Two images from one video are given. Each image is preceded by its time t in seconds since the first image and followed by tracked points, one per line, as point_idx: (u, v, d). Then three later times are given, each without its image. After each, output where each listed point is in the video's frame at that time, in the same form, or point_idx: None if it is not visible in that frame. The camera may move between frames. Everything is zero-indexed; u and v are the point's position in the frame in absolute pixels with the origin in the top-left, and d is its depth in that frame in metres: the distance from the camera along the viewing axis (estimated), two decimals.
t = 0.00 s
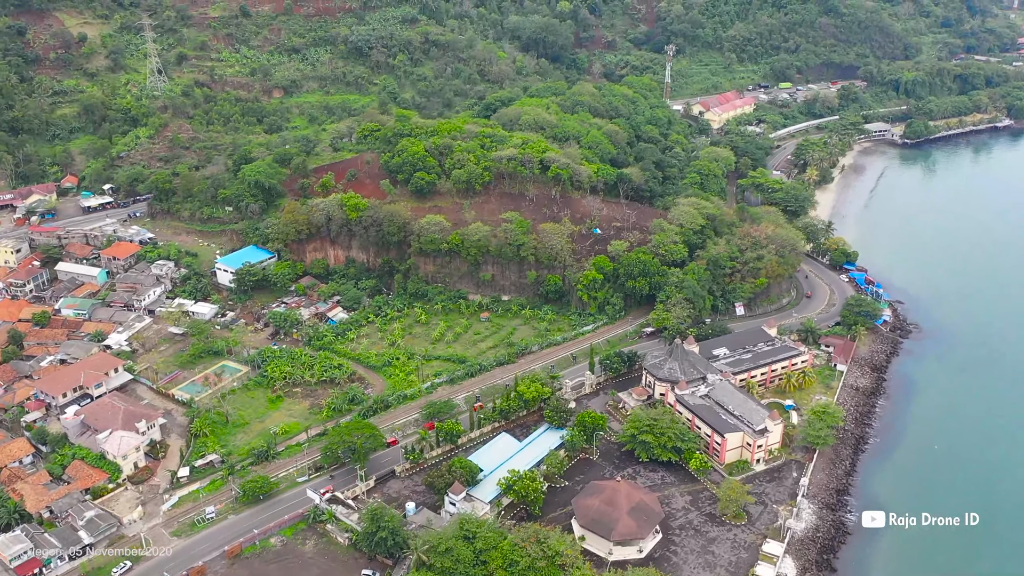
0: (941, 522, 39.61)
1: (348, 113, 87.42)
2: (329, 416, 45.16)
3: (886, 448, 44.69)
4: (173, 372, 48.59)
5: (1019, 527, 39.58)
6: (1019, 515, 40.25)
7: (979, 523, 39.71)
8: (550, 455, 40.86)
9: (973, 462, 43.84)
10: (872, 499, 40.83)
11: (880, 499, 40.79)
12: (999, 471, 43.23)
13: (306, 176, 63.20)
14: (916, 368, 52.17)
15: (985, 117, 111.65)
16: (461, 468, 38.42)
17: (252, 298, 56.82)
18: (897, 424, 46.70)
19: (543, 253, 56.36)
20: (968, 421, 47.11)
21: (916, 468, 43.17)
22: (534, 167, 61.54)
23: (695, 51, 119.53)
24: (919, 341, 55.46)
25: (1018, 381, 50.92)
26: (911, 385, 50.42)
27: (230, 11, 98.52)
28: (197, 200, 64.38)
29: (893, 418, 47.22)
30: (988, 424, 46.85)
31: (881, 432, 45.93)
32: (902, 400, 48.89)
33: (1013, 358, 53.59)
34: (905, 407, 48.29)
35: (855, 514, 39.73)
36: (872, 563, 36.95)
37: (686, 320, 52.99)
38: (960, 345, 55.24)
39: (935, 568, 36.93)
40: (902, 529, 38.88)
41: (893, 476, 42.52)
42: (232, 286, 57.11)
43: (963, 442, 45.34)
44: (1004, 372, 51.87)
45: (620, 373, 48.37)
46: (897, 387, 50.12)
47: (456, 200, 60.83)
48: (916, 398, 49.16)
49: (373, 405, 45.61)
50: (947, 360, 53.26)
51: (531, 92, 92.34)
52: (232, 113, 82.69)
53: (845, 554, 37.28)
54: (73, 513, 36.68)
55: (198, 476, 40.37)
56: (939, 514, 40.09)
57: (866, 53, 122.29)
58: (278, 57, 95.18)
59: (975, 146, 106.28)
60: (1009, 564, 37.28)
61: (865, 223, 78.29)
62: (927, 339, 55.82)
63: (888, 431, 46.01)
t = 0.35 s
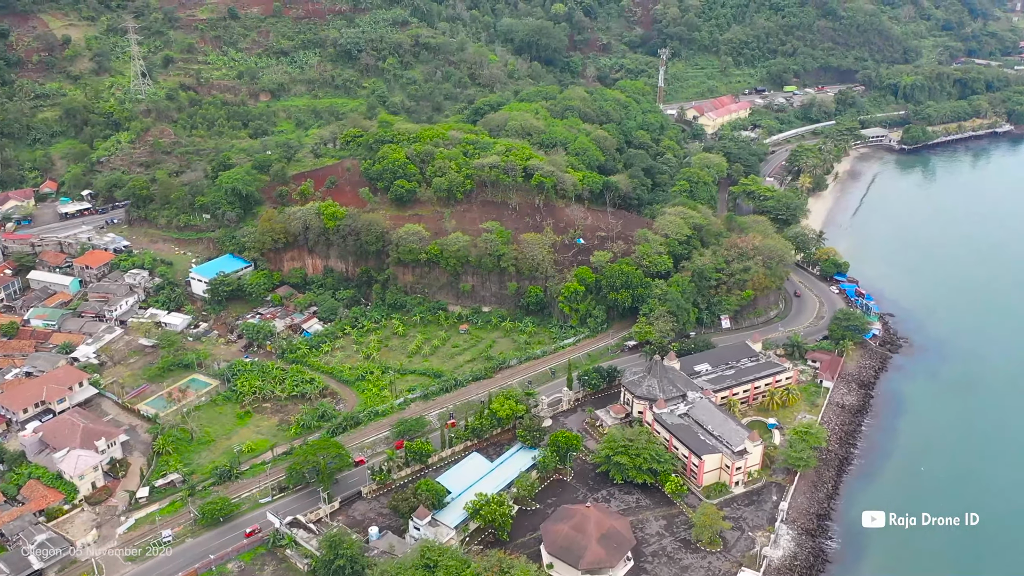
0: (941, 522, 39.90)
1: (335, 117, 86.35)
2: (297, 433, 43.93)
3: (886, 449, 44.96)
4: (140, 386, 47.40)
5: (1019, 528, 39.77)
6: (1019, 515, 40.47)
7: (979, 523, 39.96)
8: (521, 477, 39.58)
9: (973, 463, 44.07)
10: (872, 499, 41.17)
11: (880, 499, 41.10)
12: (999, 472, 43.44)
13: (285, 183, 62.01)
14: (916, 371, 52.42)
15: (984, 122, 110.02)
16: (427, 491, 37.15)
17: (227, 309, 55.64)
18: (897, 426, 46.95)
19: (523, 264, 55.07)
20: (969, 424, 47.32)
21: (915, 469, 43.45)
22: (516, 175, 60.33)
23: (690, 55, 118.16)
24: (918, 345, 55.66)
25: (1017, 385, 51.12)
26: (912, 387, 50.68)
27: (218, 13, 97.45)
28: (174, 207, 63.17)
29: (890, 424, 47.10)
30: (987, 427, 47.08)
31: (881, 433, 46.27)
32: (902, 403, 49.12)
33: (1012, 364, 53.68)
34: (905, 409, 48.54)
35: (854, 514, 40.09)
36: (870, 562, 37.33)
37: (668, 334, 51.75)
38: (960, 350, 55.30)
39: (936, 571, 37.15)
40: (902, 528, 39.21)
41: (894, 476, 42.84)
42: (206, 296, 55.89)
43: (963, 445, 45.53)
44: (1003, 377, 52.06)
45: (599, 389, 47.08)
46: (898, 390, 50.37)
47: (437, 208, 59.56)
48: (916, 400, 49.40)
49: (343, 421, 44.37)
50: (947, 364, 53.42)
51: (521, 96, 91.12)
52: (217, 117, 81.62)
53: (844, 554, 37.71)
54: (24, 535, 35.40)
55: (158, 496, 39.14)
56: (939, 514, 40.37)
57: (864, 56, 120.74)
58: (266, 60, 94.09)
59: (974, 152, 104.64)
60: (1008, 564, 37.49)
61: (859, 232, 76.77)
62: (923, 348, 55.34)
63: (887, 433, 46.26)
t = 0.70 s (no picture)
0: (941, 522, 40.06)
1: (323, 122, 85.26)
2: (264, 451, 42.72)
3: (886, 450, 45.15)
4: (107, 401, 46.24)
5: (1018, 529, 39.96)
6: (1017, 515, 40.76)
7: (979, 523, 40.16)
8: (491, 499, 38.29)
9: (973, 465, 44.25)
10: (871, 499, 41.39)
11: (879, 499, 41.34)
12: (998, 473, 43.61)
13: (264, 191, 60.83)
14: (916, 375, 52.55)
15: (984, 127, 108.31)
16: (391, 515, 35.92)
17: (201, 319, 54.46)
18: (897, 429, 46.99)
19: (504, 275, 53.79)
20: (969, 426, 47.45)
21: (915, 469, 43.63)
22: (499, 183, 59.07)
23: (686, 58, 116.74)
24: (918, 350, 55.62)
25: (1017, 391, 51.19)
26: (912, 391, 50.77)
27: (206, 15, 96.45)
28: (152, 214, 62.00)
29: (882, 436, 46.32)
30: (988, 430, 47.18)
31: (881, 435, 46.45)
32: (902, 406, 49.18)
33: (1011, 369, 53.70)
34: (905, 411, 48.66)
35: (855, 514, 40.31)
36: (870, 561, 37.61)
37: (651, 347, 50.45)
38: (959, 355, 55.24)
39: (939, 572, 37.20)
40: (902, 529, 39.42)
41: (894, 476, 43.04)
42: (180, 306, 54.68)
43: (963, 447, 45.70)
44: (1003, 382, 52.12)
45: (576, 406, 45.78)
46: (898, 392, 50.51)
47: (418, 217, 58.32)
48: (916, 403, 49.51)
49: (311, 439, 43.15)
50: (947, 369, 53.43)
51: (512, 100, 89.85)
52: (202, 121, 80.53)
53: (845, 553, 37.98)
54: None
55: (116, 517, 37.93)
56: (939, 514, 40.55)
57: (863, 60, 119.18)
58: (254, 63, 92.98)
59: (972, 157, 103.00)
60: (1009, 565, 37.64)
61: (852, 241, 75.30)
62: (920, 357, 54.73)
63: (886, 436, 46.36)
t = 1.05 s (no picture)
0: (941, 523, 40.30)
1: (309, 126, 84.20)
2: (230, 470, 41.55)
3: (887, 450, 45.38)
4: (73, 416, 45.13)
5: (1018, 528, 40.13)
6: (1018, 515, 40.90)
7: (979, 523, 40.34)
8: (459, 523, 37.06)
9: (975, 465, 44.37)
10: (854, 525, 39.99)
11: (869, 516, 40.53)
12: (1000, 474, 43.73)
13: (241, 198, 59.68)
14: (918, 378, 52.58)
15: (983, 132, 106.53)
16: (354, 540, 34.78)
17: (174, 331, 53.33)
18: (897, 431, 47.06)
19: (482, 287, 52.58)
20: (971, 428, 47.49)
21: (916, 470, 43.84)
22: (481, 192, 57.84)
23: (682, 61, 115.37)
24: (920, 354, 55.54)
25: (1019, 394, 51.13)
26: (914, 393, 50.81)
27: (194, 18, 95.45)
28: (128, 222, 60.89)
29: (867, 456, 44.92)
30: (989, 432, 47.21)
31: (883, 435, 46.66)
32: (902, 407, 49.27)
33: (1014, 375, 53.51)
34: (906, 414, 48.72)
35: (855, 514, 40.63)
36: (870, 560, 37.98)
37: (633, 362, 49.13)
38: (961, 359, 55.11)
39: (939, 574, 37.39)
40: (902, 528, 39.75)
41: (894, 476, 43.31)
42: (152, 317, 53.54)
43: (965, 448, 45.77)
44: (1006, 386, 52.00)
45: (552, 424, 44.51)
46: (900, 394, 50.60)
47: (397, 226, 57.08)
48: (917, 405, 49.57)
49: (278, 457, 41.95)
50: (949, 372, 53.40)
51: (501, 104, 88.63)
52: (186, 125, 79.49)
53: (844, 552, 38.36)
54: None
55: (72, 540, 36.79)
56: (939, 514, 40.81)
57: (861, 63, 117.63)
58: (242, 66, 91.90)
59: (971, 163, 101.25)
60: (1009, 564, 37.83)
61: (846, 249, 73.78)
62: (918, 364, 54.13)
63: (882, 443, 45.95)
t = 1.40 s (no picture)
0: (941, 523, 40.82)
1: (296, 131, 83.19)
2: (193, 489, 40.34)
3: (888, 451, 45.64)
4: (36, 432, 43.98)
5: (1018, 528, 40.58)
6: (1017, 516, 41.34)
7: (980, 523, 40.83)
8: (425, 548, 35.82)
9: (975, 465, 44.76)
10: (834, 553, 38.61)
11: (850, 544, 39.14)
12: (999, 475, 44.12)
13: (218, 207, 58.52)
14: (917, 382, 52.37)
15: (983, 137, 104.83)
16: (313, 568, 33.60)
17: (146, 343, 52.21)
18: (890, 442, 46.34)
19: (460, 300, 51.32)
20: (972, 430, 47.72)
21: (916, 470, 44.21)
22: (462, 201, 56.60)
23: (677, 64, 114.01)
24: (918, 359, 55.22)
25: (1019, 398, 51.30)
26: (912, 396, 50.80)
27: (182, 20, 94.47)
28: (103, 230, 59.82)
29: (851, 478, 43.50)
30: (989, 434, 47.46)
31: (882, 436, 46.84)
32: (898, 416, 48.71)
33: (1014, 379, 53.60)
34: (902, 421, 48.33)
35: (856, 514, 41.01)
36: (870, 559, 38.43)
37: (613, 377, 47.86)
38: (959, 366, 54.74)
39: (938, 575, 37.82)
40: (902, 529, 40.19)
41: (895, 476, 43.67)
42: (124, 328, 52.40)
43: (966, 449, 46.01)
44: (1006, 391, 52.02)
45: (527, 442, 43.23)
46: (899, 397, 50.60)
47: (376, 235, 55.85)
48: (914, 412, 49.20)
49: (243, 476, 40.76)
50: (948, 376, 53.22)
51: (491, 109, 87.45)
52: (170, 130, 78.50)
53: (845, 552, 38.74)
54: None
55: (25, 564, 35.61)
56: (939, 514, 41.30)
57: (859, 66, 116.12)
58: (230, 70, 90.87)
59: (970, 169, 99.62)
60: (1008, 564, 38.32)
61: (840, 258, 72.22)
62: (914, 371, 53.63)
63: (867, 464, 44.55)
